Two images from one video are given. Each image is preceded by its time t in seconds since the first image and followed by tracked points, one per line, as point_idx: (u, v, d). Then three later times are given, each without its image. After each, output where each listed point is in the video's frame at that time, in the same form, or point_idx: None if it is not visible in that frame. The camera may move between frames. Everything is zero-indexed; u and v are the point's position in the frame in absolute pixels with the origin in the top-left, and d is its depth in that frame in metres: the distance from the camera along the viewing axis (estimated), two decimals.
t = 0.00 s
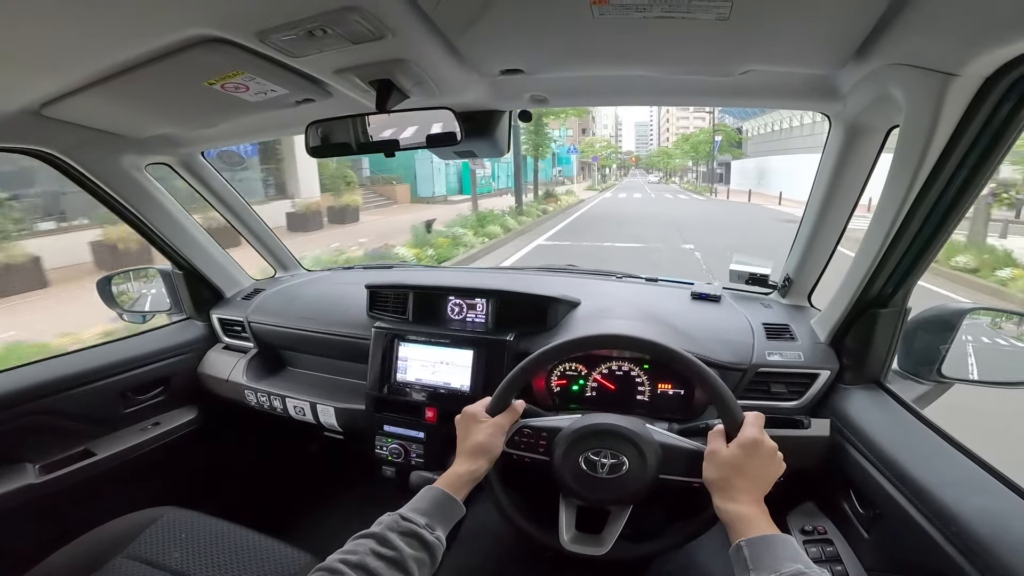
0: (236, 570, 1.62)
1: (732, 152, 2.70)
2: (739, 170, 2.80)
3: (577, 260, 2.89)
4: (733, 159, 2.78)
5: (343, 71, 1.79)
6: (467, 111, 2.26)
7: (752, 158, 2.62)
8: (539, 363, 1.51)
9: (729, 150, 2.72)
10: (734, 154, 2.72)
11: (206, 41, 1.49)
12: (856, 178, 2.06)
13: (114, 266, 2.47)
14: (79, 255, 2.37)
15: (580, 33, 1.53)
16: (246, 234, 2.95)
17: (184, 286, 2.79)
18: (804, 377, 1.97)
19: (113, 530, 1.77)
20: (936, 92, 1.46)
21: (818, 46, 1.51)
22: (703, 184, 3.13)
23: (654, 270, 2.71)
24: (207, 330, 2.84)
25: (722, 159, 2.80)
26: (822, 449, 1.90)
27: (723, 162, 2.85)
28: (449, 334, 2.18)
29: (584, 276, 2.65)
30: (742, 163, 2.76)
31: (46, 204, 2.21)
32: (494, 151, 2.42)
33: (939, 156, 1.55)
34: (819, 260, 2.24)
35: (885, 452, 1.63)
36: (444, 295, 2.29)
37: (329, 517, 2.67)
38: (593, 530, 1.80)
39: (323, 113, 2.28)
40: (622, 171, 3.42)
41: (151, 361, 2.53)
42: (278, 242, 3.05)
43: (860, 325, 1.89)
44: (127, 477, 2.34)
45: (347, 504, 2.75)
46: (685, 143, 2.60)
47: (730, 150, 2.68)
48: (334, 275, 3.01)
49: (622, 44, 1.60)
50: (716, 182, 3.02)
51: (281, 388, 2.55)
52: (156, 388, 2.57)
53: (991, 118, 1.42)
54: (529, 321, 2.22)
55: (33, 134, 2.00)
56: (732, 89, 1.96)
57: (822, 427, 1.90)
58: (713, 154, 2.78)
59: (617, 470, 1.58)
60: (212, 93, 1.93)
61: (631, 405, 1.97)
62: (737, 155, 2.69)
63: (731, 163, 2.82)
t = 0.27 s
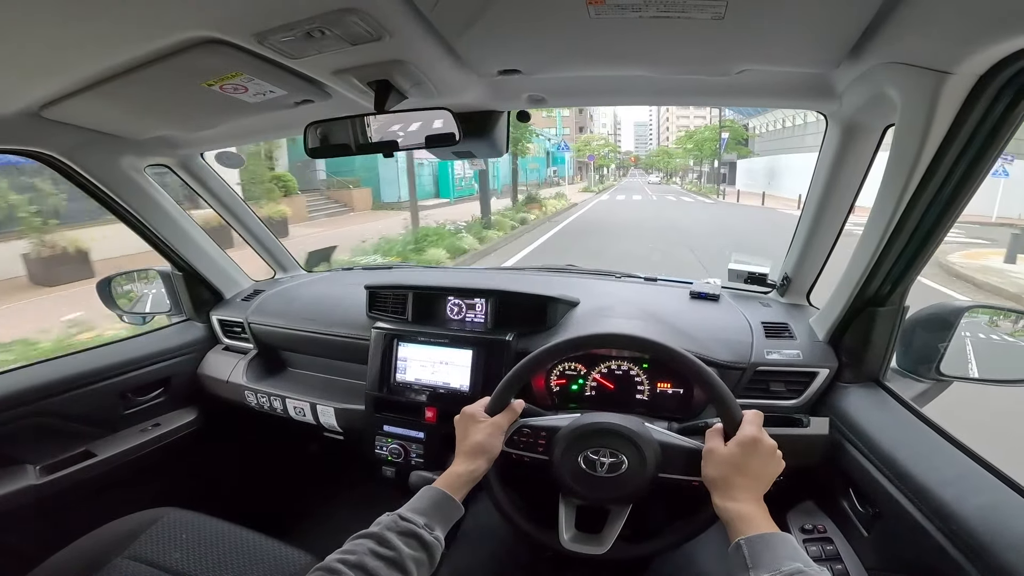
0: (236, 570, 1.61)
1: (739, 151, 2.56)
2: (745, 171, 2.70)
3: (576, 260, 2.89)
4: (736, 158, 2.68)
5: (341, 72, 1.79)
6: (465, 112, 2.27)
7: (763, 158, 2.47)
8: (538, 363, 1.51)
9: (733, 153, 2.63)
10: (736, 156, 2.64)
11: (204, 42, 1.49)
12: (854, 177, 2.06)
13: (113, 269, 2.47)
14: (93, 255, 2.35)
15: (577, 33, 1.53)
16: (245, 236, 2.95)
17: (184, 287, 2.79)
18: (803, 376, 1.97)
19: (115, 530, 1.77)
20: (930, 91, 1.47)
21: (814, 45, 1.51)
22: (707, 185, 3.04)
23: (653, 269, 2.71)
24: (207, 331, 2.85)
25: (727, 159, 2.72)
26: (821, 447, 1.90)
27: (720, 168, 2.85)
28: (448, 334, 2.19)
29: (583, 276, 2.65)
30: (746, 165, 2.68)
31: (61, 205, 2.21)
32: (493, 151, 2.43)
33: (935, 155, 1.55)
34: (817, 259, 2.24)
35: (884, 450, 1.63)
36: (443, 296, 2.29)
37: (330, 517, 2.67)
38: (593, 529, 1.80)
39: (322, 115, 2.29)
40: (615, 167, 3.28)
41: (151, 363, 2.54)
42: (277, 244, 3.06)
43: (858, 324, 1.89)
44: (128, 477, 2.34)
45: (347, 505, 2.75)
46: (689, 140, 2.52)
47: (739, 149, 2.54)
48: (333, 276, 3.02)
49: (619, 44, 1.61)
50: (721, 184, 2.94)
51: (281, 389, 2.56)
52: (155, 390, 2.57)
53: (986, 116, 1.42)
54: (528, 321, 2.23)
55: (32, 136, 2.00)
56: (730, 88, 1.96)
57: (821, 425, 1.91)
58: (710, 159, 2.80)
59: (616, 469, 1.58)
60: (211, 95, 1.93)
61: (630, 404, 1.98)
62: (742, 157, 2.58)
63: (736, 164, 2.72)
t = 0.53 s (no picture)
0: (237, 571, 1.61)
1: (745, 151, 2.49)
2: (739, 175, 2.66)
3: (576, 260, 2.88)
4: (734, 160, 2.61)
5: (340, 72, 1.79)
6: (464, 111, 2.27)
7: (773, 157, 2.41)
8: (540, 363, 1.50)
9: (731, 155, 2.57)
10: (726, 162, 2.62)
11: (203, 42, 1.49)
12: (854, 175, 2.06)
13: (112, 270, 2.47)
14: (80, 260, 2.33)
15: (576, 31, 1.53)
16: (244, 236, 2.94)
17: (183, 287, 2.79)
18: (805, 374, 1.96)
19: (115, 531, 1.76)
20: (930, 88, 1.46)
21: (814, 42, 1.51)
22: (711, 186, 2.84)
23: (653, 268, 2.70)
24: (207, 332, 2.84)
25: (727, 162, 2.65)
26: (823, 446, 1.89)
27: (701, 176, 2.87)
28: (448, 334, 2.18)
29: (583, 276, 2.64)
30: (748, 165, 2.62)
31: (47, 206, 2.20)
32: (492, 151, 2.43)
33: (936, 152, 1.55)
34: (818, 257, 2.24)
35: (886, 449, 1.62)
36: (443, 296, 2.29)
37: (330, 518, 2.66)
38: (594, 529, 1.79)
39: (321, 115, 2.29)
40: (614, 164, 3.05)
41: (150, 364, 2.53)
42: (276, 244, 3.05)
43: (860, 322, 1.89)
44: (128, 479, 2.34)
45: (347, 506, 2.74)
46: (694, 138, 2.41)
47: (745, 148, 2.47)
48: (333, 276, 3.02)
49: (619, 42, 1.60)
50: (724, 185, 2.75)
51: (281, 390, 2.55)
52: (156, 391, 2.57)
53: (987, 112, 1.42)
54: (528, 320, 2.22)
55: (31, 137, 2.00)
56: (730, 87, 1.95)
57: (823, 424, 1.90)
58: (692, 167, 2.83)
59: (617, 469, 1.57)
60: (210, 95, 1.93)
61: (631, 403, 1.97)
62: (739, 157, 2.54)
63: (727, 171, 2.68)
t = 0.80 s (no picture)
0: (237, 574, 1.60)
1: (756, 151, 2.40)
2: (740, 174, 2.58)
3: (576, 263, 2.89)
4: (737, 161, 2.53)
5: (341, 76, 1.79)
6: (464, 115, 2.27)
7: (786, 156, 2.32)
8: (542, 368, 1.50)
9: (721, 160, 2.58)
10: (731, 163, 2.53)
11: (205, 46, 1.49)
12: (854, 180, 2.06)
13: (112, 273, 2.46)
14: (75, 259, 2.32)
15: (577, 36, 1.54)
16: (243, 239, 2.94)
17: (183, 290, 2.78)
18: (805, 379, 1.96)
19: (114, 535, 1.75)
20: (931, 94, 1.47)
21: (815, 48, 1.51)
22: (719, 189, 2.77)
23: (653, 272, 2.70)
24: (207, 336, 2.84)
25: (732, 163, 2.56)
26: (824, 450, 1.89)
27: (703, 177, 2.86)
28: (449, 338, 2.18)
29: (583, 279, 2.65)
30: (755, 165, 2.53)
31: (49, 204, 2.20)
32: (492, 156, 2.41)
33: (936, 158, 1.55)
34: (818, 262, 2.25)
35: (887, 454, 1.62)
36: (444, 300, 2.28)
37: (329, 522, 2.66)
38: (594, 533, 1.79)
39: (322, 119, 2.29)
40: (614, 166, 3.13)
41: (149, 368, 2.52)
42: (276, 247, 3.04)
43: (860, 326, 1.89)
44: (127, 483, 2.33)
45: (347, 509, 2.73)
46: (700, 135, 2.31)
47: (755, 148, 2.38)
48: (333, 280, 3.02)
49: (620, 47, 1.61)
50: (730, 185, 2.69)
51: (281, 394, 2.55)
52: (156, 394, 2.56)
53: (987, 118, 1.43)
54: (528, 325, 2.22)
55: (31, 140, 1.99)
56: (730, 91, 1.96)
57: (823, 428, 1.90)
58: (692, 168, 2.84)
59: (618, 474, 1.57)
60: (211, 99, 1.93)
61: (631, 408, 1.97)
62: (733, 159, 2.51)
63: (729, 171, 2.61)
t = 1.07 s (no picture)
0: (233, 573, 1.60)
1: (768, 148, 2.36)
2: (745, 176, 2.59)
3: (575, 263, 2.89)
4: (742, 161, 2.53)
5: (337, 77, 1.80)
6: (461, 116, 2.27)
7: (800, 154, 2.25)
8: (538, 368, 1.50)
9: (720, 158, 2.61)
10: (737, 162, 2.54)
11: (200, 48, 1.50)
12: (851, 178, 2.06)
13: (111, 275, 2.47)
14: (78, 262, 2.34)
15: (571, 36, 1.54)
16: (242, 240, 2.95)
17: (180, 291, 2.79)
18: (803, 377, 1.96)
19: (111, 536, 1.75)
20: (923, 91, 1.47)
21: (808, 46, 1.51)
22: (730, 192, 2.72)
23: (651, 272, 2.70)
24: (206, 337, 2.85)
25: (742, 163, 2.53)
26: (822, 449, 1.88)
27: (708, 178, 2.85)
28: (446, 339, 2.18)
29: (581, 279, 2.65)
30: (766, 166, 2.47)
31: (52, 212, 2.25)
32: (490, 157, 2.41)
33: (931, 155, 1.55)
34: (815, 260, 2.25)
35: (885, 452, 1.62)
36: (442, 300, 2.28)
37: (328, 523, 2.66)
38: (592, 533, 1.79)
39: (319, 120, 2.30)
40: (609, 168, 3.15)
41: (148, 369, 2.53)
42: (274, 248, 3.05)
43: (857, 324, 1.89)
44: (126, 484, 2.33)
45: (346, 510, 2.73)
46: (706, 129, 2.34)
47: (767, 144, 2.34)
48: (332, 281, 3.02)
49: (614, 47, 1.61)
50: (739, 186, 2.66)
51: (279, 395, 2.55)
52: (154, 395, 2.57)
53: (981, 115, 1.43)
54: (526, 324, 2.22)
55: (29, 142, 2.00)
56: (726, 90, 1.96)
57: (821, 426, 1.89)
58: (694, 168, 2.85)
59: (615, 473, 1.57)
60: (208, 100, 1.94)
61: (629, 407, 1.97)
62: (734, 159, 2.53)
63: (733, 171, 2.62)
